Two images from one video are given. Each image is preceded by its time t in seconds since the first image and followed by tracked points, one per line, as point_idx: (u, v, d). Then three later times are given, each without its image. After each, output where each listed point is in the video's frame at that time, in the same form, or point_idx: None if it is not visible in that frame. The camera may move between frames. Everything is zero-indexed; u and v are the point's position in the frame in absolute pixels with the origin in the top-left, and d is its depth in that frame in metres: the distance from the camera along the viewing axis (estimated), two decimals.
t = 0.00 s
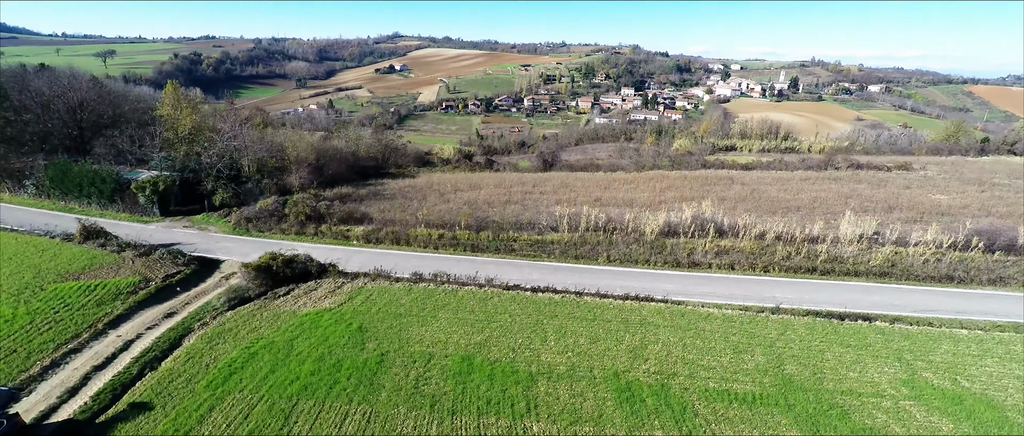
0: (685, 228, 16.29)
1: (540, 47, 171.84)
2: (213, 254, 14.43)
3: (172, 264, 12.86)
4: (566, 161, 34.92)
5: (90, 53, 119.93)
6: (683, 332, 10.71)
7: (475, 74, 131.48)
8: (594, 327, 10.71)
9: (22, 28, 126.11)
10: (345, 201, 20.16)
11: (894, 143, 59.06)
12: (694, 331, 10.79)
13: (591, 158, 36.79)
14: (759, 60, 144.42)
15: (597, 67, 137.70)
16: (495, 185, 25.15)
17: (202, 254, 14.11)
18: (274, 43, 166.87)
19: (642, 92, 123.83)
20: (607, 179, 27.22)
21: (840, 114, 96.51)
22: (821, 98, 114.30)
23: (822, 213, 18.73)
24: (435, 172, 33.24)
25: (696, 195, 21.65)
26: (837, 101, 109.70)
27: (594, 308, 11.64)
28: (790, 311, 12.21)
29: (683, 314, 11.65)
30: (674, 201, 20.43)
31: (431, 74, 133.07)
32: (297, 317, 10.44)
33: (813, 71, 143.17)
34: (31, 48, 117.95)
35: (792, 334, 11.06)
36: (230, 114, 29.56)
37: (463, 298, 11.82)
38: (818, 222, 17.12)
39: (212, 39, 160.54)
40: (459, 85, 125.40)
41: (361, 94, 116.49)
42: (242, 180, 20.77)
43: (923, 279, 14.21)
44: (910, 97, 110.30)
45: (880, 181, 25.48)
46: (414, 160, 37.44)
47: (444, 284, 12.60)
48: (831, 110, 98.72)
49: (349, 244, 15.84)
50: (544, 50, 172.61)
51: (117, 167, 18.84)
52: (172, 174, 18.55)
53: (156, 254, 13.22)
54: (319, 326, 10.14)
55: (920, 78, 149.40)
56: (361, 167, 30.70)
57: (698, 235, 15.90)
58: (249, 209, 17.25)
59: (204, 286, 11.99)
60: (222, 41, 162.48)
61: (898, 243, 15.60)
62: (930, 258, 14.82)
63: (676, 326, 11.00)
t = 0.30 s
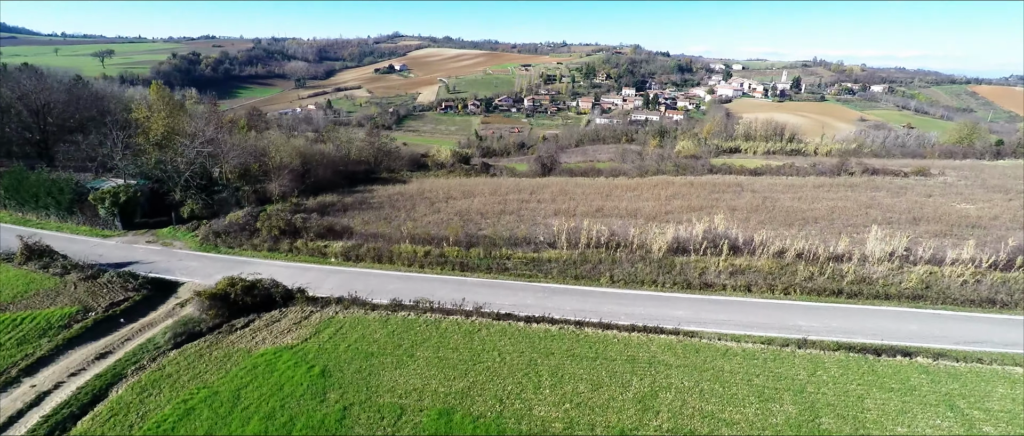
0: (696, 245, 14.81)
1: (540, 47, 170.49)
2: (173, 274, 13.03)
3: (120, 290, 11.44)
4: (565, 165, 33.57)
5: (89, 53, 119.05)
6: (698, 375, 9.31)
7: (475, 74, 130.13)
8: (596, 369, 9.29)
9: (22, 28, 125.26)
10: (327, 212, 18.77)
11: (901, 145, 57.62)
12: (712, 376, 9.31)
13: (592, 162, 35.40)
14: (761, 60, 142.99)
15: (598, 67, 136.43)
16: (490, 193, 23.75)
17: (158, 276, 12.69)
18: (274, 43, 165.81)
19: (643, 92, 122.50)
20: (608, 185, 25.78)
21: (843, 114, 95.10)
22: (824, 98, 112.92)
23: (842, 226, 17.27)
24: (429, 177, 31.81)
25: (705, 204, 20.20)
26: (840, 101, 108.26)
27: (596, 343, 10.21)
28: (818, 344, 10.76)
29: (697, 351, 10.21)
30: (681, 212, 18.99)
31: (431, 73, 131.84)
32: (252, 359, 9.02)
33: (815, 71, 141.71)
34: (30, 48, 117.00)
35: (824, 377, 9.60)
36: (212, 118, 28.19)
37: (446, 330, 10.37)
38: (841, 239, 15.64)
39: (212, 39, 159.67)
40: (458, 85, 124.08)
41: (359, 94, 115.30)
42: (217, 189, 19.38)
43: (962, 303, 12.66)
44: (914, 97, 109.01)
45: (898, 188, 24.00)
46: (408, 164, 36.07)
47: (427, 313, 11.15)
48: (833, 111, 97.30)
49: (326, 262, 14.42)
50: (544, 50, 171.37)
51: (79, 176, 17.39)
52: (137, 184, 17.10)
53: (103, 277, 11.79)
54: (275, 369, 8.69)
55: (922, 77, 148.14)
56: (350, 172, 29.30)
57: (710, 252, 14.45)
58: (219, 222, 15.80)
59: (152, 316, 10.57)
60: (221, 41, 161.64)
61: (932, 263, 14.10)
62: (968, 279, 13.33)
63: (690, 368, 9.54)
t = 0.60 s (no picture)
0: (707, 263, 13.51)
1: (541, 47, 169.59)
2: (128, 298, 11.73)
3: (61, 319, 10.14)
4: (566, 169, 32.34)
5: (88, 52, 118.67)
6: (717, 427, 8.06)
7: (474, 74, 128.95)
8: (599, 420, 8.08)
9: (23, 28, 125.27)
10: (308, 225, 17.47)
11: (909, 147, 56.36)
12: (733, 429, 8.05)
13: (593, 166, 34.07)
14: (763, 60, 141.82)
15: (599, 67, 135.41)
16: (486, 201, 22.53)
17: (110, 301, 11.39)
18: (274, 43, 165.47)
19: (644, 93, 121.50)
20: (610, 193, 24.47)
21: (846, 115, 94.02)
22: (826, 99, 111.77)
23: (863, 241, 15.94)
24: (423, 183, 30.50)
25: (714, 216, 18.90)
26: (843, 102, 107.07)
27: (598, 385, 8.96)
28: (850, 383, 9.47)
29: (714, 394, 8.97)
30: (688, 225, 17.68)
31: (430, 74, 130.74)
32: (197, 409, 7.74)
33: (817, 71, 140.64)
34: (30, 47, 116.76)
35: (861, 428, 8.30)
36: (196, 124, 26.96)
37: (427, 369, 9.10)
38: (863, 256, 14.36)
39: (213, 39, 159.41)
40: (458, 85, 123.05)
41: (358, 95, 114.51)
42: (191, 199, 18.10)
43: (1005, 331, 11.23)
44: (917, 98, 107.89)
45: (917, 196, 22.64)
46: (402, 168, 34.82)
47: (407, 346, 9.87)
48: (836, 111, 96.18)
49: (301, 282, 13.13)
50: (545, 50, 170.28)
51: (37, 186, 16.07)
52: (101, 194, 15.82)
53: (44, 304, 10.49)
54: (222, 424, 7.42)
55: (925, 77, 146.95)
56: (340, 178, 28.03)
57: (723, 272, 13.13)
58: (186, 237, 14.51)
59: (90, 352, 9.24)
60: (220, 41, 160.81)
61: (967, 285, 12.78)
62: (1010, 304, 11.97)
63: (707, 418, 8.26)
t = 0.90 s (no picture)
0: (723, 288, 12.06)
1: (541, 47, 168.52)
2: (66, 332, 10.31)
3: None
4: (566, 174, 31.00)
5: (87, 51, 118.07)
6: None
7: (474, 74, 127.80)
8: None
9: (22, 27, 124.82)
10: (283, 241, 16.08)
11: (917, 150, 55.03)
12: None
13: (594, 171, 32.74)
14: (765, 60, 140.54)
15: (599, 67, 134.26)
16: (481, 210, 21.19)
17: (43, 337, 9.97)
18: (274, 43, 164.82)
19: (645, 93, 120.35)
20: (611, 202, 23.07)
21: (849, 115, 92.87)
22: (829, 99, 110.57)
23: (891, 260, 14.53)
24: (415, 189, 29.11)
25: (725, 230, 17.47)
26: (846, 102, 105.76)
27: None
28: None
29: None
30: (697, 240, 16.32)
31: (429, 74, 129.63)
32: None
33: (819, 71, 139.49)
34: (28, 47, 116.29)
35: None
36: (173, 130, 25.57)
37: (399, 429, 7.69)
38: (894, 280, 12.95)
39: (213, 39, 158.81)
40: (458, 85, 121.91)
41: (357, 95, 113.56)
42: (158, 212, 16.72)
43: None
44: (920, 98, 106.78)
45: (940, 206, 21.18)
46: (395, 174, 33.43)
47: (378, 395, 8.48)
48: (839, 112, 94.92)
49: (268, 310, 11.69)
50: (545, 50, 169.19)
51: None
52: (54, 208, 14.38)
53: None
54: None
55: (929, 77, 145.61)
56: (328, 184, 26.69)
57: (741, 299, 11.68)
58: (143, 256, 13.07)
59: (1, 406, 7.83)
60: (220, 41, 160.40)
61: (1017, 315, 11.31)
62: None
63: None
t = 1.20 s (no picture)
0: (744, 318, 10.56)
1: (541, 47, 167.62)
2: None
3: None
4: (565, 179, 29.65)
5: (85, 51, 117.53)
6: None
7: (474, 74, 126.63)
8: None
9: (21, 27, 124.43)
10: (254, 259, 14.66)
11: (926, 153, 53.71)
12: None
13: (595, 176, 31.41)
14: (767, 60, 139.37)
15: (600, 67, 133.11)
16: (474, 221, 19.82)
17: None
18: (273, 43, 164.53)
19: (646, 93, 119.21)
20: (612, 211, 21.69)
21: (853, 116, 91.67)
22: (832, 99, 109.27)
23: (926, 283, 13.07)
24: (407, 195, 27.72)
25: (737, 245, 16.05)
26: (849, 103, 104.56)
27: None
28: None
29: None
30: (708, 257, 14.94)
31: (428, 74, 128.48)
32: None
33: (821, 71, 138.36)
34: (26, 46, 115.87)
35: None
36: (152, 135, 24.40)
37: None
38: (936, 309, 11.51)
39: (212, 39, 158.35)
40: (457, 85, 120.84)
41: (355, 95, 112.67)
42: (119, 226, 15.32)
43: None
44: (922, 98, 105.66)
45: (967, 216, 19.74)
46: (387, 179, 32.03)
47: None
48: (842, 112, 93.69)
49: (225, 345, 10.22)
50: (545, 50, 168.12)
51: None
52: None
53: None
54: None
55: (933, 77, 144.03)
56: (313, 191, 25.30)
57: (765, 332, 10.15)
58: (89, 279, 11.61)
59: None
60: (220, 40, 160.09)
61: None
62: None
63: None
